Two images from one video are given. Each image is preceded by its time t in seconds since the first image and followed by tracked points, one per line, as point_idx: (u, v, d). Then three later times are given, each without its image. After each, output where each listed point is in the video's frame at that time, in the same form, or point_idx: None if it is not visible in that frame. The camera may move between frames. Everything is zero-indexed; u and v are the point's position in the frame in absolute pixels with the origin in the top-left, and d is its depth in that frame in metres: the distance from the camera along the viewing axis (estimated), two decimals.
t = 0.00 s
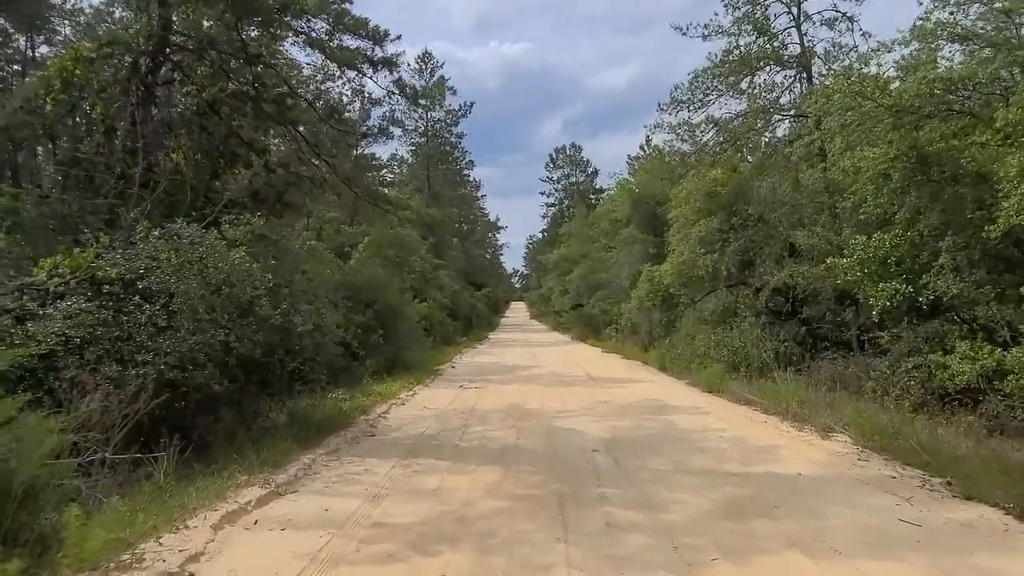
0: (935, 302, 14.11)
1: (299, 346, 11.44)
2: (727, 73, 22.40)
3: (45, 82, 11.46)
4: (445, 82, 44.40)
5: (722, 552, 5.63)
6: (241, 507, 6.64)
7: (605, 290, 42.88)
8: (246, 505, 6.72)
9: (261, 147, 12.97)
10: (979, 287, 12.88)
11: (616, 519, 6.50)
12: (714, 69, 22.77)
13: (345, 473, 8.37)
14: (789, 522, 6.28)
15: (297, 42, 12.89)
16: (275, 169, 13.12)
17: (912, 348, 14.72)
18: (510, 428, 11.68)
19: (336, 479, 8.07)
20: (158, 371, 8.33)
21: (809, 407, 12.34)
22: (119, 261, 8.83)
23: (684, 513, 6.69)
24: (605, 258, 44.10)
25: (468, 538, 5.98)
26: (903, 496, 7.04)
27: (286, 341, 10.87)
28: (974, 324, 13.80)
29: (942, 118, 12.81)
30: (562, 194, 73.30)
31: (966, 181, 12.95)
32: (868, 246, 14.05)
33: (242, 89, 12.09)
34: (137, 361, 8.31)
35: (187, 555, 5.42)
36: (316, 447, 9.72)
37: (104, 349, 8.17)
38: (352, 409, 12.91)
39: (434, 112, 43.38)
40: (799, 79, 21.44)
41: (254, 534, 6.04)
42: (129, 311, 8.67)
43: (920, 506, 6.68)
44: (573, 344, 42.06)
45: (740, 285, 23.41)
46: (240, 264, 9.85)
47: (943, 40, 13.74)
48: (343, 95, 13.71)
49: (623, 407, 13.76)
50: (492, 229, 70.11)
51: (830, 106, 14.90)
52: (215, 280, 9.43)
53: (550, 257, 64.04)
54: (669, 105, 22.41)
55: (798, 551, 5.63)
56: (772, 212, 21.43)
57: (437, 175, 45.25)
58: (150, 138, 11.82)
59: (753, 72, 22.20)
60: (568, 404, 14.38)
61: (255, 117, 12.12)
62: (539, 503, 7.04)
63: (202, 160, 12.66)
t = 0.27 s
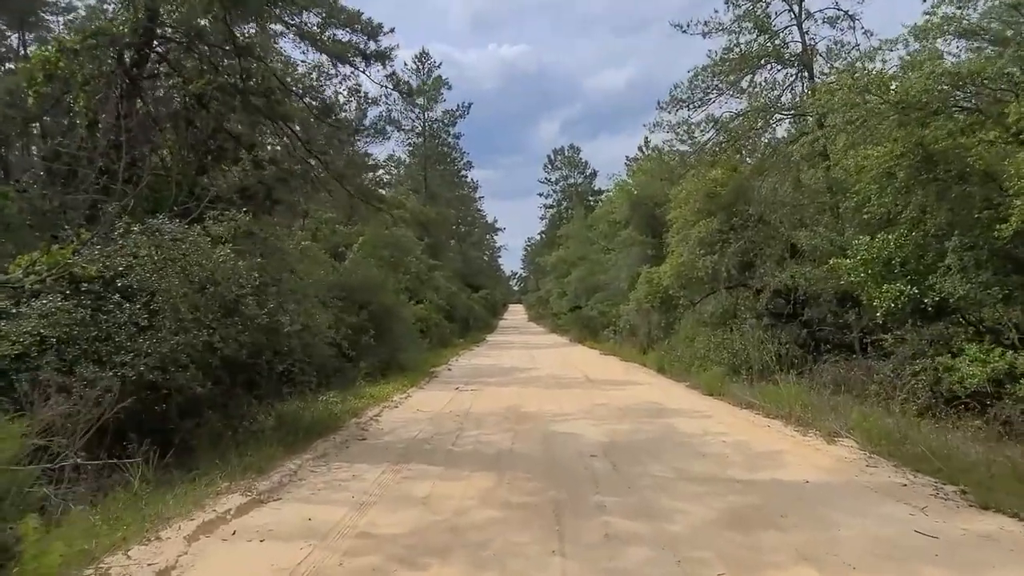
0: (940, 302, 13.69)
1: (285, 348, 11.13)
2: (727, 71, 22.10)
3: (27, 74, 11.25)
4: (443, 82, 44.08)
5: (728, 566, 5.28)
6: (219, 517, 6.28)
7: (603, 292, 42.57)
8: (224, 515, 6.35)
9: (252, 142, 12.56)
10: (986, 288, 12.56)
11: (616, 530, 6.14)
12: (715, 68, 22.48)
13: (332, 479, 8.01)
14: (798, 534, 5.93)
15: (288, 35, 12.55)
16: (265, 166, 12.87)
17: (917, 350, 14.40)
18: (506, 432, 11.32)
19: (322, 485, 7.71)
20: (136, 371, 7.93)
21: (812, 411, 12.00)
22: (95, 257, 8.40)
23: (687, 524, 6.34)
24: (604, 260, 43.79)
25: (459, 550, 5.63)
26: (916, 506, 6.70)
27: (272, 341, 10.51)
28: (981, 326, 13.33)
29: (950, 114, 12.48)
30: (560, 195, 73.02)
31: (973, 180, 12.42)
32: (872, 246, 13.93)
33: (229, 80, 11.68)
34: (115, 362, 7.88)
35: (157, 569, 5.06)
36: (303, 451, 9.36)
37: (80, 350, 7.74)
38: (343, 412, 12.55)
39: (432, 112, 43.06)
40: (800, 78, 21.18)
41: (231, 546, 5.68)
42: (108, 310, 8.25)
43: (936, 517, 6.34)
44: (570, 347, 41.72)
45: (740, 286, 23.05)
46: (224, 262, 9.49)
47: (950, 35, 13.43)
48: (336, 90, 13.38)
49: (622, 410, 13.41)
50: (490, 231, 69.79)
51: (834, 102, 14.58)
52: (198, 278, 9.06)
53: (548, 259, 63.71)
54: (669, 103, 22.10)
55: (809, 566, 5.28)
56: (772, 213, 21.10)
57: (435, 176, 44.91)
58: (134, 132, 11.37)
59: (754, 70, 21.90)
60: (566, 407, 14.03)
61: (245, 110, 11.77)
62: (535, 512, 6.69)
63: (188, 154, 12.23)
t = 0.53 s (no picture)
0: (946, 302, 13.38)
1: (270, 354, 10.72)
2: (727, 68, 21.78)
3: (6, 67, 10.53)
4: (439, 81, 43.68)
5: None
6: (191, 535, 5.91)
7: (602, 293, 42.23)
8: (197, 532, 5.98)
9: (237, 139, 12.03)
10: (994, 289, 12.23)
11: (615, 548, 5.78)
12: (714, 65, 22.12)
13: (316, 491, 7.63)
14: (808, 553, 5.57)
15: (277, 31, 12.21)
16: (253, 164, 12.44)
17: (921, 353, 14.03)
18: (501, 438, 10.96)
19: (305, 498, 7.33)
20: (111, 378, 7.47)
21: (817, 416, 11.64)
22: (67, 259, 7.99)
23: (691, 541, 5.97)
24: (602, 260, 43.44)
25: (446, 571, 5.26)
26: (932, 520, 6.34)
27: (253, 346, 10.09)
28: (987, 327, 13.19)
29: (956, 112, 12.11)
30: (558, 195, 72.73)
31: (981, 176, 12.10)
32: (876, 246, 13.94)
33: (214, 76, 11.26)
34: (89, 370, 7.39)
35: None
36: (288, 460, 8.98)
37: (50, 356, 7.30)
38: (334, 417, 12.19)
39: (428, 111, 42.67)
40: (800, 74, 20.87)
41: (202, 566, 5.31)
42: (82, 314, 7.80)
43: (955, 534, 5.98)
44: (568, 348, 41.39)
45: (740, 287, 22.73)
46: (204, 264, 9.10)
47: (958, 27, 13.03)
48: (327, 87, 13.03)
49: (621, 414, 13.05)
50: (488, 231, 69.40)
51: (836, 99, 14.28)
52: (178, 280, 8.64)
53: (546, 260, 63.38)
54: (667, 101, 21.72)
55: None
56: (773, 212, 20.75)
57: (432, 176, 44.52)
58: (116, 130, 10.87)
59: (754, 67, 21.56)
60: (563, 411, 13.64)
61: (232, 108, 11.44)
62: (529, 528, 6.33)
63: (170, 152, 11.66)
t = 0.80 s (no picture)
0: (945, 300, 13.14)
1: (247, 353, 10.31)
2: (721, 65, 21.49)
3: None
4: (430, 78, 43.24)
5: None
6: (157, 548, 5.53)
7: (594, 292, 41.91)
8: (163, 545, 5.60)
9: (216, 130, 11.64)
10: (994, 288, 11.96)
11: (609, 560, 5.43)
12: (708, 61, 21.80)
13: (294, 498, 7.23)
14: (815, 566, 5.23)
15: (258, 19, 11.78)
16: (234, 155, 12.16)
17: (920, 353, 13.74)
18: (490, 441, 10.59)
19: (282, 506, 6.93)
20: (76, 380, 7.06)
21: (816, 418, 11.32)
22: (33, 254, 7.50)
23: (689, 552, 5.63)
24: (594, 259, 43.13)
25: None
26: (943, 530, 6.01)
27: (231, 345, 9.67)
28: (987, 327, 12.94)
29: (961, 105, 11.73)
30: (550, 194, 72.41)
31: (984, 172, 11.67)
32: (874, 243, 13.65)
33: (192, 65, 10.75)
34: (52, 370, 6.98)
35: None
36: (267, 465, 8.59)
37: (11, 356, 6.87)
38: (318, 419, 11.80)
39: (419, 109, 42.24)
40: (795, 70, 20.59)
41: None
42: (46, 311, 7.37)
43: (968, 544, 5.65)
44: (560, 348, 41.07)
45: (734, 286, 22.44)
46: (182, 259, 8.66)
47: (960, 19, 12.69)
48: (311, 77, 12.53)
49: (614, 416, 12.71)
50: (479, 230, 69.00)
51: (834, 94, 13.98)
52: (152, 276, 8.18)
53: (538, 259, 63.05)
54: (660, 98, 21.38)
55: None
56: (767, 210, 20.44)
57: (423, 174, 44.10)
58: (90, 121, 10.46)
59: (748, 63, 21.25)
60: (554, 413, 13.27)
61: (211, 98, 10.97)
62: (518, 538, 5.98)
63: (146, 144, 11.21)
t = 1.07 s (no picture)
0: (945, 295, 13.06)
1: (227, 349, 9.91)
2: (715, 56, 21.17)
3: None
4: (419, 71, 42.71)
5: None
6: (125, 564, 5.14)
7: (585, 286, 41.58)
8: (132, 560, 5.21)
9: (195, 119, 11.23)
10: (996, 281, 11.96)
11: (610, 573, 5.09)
12: (702, 52, 21.47)
13: (275, 505, 6.84)
14: None
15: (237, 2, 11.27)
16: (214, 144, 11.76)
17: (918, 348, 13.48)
18: (481, 441, 10.22)
19: (262, 515, 6.53)
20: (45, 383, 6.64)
21: (817, 415, 11.01)
22: None
23: (695, 563, 5.28)
24: (585, 253, 42.78)
25: None
26: (961, 537, 5.69)
27: (209, 343, 9.26)
28: (986, 321, 12.73)
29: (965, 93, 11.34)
30: (540, 189, 72.01)
31: (984, 164, 11.42)
32: (872, 236, 13.42)
33: (170, 51, 10.41)
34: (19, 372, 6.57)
35: None
36: (248, 469, 8.20)
37: None
38: (303, 418, 11.40)
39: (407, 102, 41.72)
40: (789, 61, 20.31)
41: None
42: (12, 309, 6.89)
43: (989, 553, 5.33)
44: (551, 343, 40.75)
45: (728, 281, 22.12)
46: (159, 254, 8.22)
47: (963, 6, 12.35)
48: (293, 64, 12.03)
49: (609, 414, 12.37)
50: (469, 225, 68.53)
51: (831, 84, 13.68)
52: (124, 272, 7.72)
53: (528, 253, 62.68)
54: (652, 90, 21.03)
55: None
56: (762, 203, 20.13)
57: (412, 168, 43.60)
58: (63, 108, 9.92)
59: (742, 54, 20.93)
60: (547, 411, 12.90)
61: (189, 86, 10.50)
62: (512, 549, 5.61)
63: (121, 133, 10.77)
